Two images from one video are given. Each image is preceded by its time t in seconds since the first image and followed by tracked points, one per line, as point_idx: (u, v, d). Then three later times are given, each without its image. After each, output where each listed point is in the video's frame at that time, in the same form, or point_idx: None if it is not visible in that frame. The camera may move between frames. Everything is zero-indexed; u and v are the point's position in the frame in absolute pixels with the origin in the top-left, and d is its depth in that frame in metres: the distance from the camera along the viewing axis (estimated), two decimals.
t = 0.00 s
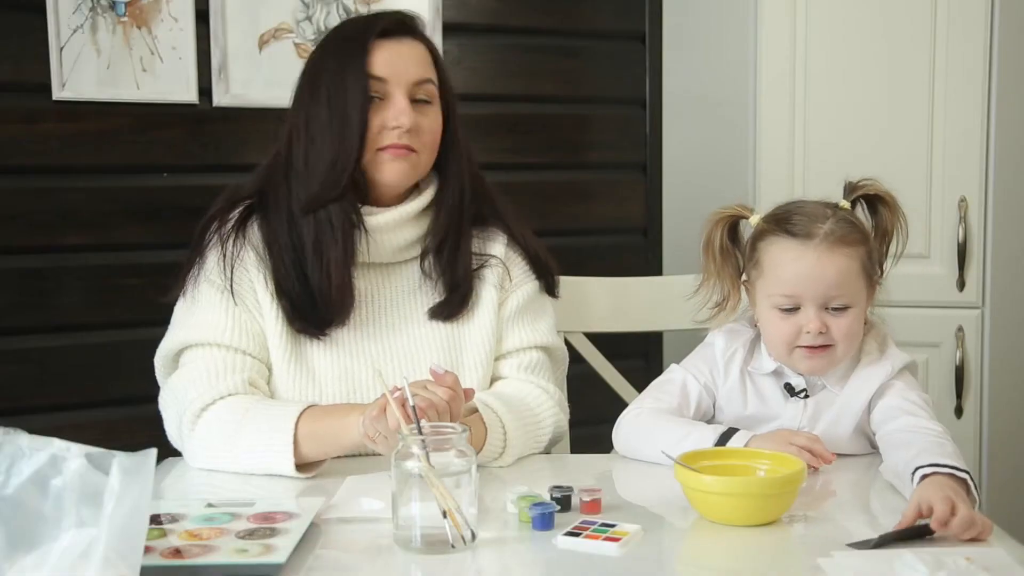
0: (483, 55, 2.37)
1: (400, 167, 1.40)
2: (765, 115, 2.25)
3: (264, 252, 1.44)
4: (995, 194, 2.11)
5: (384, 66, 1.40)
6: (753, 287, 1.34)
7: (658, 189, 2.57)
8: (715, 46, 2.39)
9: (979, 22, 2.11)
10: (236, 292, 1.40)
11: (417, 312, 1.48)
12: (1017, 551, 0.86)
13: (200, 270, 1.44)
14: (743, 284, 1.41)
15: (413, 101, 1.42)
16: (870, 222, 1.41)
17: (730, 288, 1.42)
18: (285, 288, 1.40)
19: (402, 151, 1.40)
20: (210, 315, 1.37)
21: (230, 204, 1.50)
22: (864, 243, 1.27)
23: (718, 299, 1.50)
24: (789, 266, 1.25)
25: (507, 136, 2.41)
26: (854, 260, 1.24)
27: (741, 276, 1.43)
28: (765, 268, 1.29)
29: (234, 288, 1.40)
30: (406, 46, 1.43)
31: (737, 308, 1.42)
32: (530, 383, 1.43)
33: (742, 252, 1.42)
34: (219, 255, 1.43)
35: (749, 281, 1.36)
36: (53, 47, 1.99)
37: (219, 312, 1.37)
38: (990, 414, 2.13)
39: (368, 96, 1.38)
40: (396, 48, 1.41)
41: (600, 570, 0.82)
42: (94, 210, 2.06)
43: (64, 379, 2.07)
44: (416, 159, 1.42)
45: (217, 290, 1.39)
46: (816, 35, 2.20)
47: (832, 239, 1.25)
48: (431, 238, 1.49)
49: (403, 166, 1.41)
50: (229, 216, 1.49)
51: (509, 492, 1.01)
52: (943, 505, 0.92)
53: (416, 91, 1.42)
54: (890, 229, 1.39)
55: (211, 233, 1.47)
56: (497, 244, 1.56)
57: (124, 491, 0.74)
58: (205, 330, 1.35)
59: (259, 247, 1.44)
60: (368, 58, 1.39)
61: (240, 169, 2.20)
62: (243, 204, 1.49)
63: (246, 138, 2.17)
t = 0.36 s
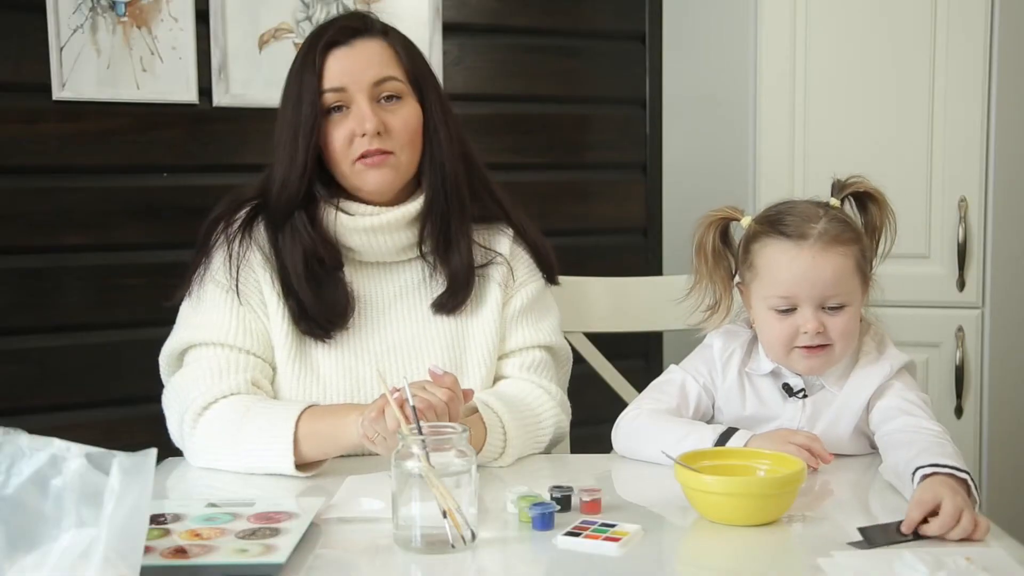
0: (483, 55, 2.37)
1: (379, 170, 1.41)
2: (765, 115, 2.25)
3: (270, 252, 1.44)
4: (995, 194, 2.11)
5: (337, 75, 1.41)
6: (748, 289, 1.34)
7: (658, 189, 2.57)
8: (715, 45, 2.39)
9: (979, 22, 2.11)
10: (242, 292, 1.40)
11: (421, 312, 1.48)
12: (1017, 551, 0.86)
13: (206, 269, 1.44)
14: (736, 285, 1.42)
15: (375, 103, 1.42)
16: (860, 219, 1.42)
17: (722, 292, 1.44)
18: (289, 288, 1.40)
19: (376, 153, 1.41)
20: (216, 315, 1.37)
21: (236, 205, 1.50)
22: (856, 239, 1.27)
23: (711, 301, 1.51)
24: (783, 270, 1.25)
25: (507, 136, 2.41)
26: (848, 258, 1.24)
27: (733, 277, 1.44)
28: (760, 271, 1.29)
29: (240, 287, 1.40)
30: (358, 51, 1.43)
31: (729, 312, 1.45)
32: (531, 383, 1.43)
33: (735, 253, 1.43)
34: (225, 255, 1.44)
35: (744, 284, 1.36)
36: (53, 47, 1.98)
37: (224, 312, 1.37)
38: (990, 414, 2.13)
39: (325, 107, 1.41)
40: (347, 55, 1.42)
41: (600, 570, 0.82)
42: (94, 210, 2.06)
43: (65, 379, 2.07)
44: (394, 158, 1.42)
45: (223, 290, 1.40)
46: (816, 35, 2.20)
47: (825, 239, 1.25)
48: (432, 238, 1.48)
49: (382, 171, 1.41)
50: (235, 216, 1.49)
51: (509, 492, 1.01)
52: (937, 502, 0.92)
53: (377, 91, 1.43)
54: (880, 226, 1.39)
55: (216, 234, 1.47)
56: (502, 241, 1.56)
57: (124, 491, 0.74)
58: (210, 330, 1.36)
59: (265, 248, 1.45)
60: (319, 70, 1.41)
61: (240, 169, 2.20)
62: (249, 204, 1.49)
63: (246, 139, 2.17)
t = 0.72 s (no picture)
0: (483, 55, 2.37)
1: (376, 164, 1.41)
2: (765, 115, 2.25)
3: (270, 252, 1.44)
4: (995, 194, 2.11)
5: (338, 70, 1.41)
6: (749, 290, 1.34)
7: (658, 189, 2.57)
8: (715, 45, 2.39)
9: (979, 22, 2.11)
10: (241, 292, 1.40)
11: (420, 312, 1.48)
12: (1017, 551, 0.86)
13: (206, 269, 1.44)
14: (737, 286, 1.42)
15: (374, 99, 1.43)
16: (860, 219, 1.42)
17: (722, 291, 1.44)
18: (289, 288, 1.40)
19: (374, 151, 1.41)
20: (216, 315, 1.37)
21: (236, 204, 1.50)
22: (857, 239, 1.27)
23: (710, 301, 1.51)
24: (784, 271, 1.25)
25: (507, 136, 2.41)
26: (849, 259, 1.24)
27: (732, 277, 1.44)
28: (761, 271, 1.29)
29: (240, 287, 1.40)
30: (359, 47, 1.43)
31: (728, 313, 1.45)
32: (531, 383, 1.43)
33: (735, 253, 1.43)
34: (224, 255, 1.43)
35: (744, 284, 1.36)
36: (53, 47, 1.98)
37: (224, 312, 1.37)
38: (990, 414, 2.13)
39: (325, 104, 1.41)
40: (349, 51, 1.42)
41: (600, 570, 0.82)
42: (94, 210, 2.06)
43: (65, 379, 2.07)
44: (392, 154, 1.42)
45: (222, 290, 1.40)
46: (816, 35, 2.20)
47: (826, 240, 1.25)
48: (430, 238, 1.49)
49: (379, 164, 1.41)
50: (235, 216, 1.49)
51: (509, 492, 1.01)
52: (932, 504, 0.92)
53: (376, 89, 1.43)
54: (880, 226, 1.39)
55: (216, 234, 1.47)
56: (501, 240, 1.56)
57: (124, 491, 0.74)
58: (210, 329, 1.36)
59: (265, 247, 1.45)
60: (319, 67, 1.41)
61: (240, 169, 2.20)
62: (248, 204, 1.49)
63: (246, 139, 2.17)
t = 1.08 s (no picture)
0: (483, 55, 2.37)
1: (377, 166, 1.41)
2: (765, 115, 2.25)
3: (270, 252, 1.44)
4: (995, 194, 2.11)
5: (340, 70, 1.41)
6: (752, 288, 1.34)
7: (658, 189, 2.57)
8: (715, 45, 2.39)
9: (978, 23, 2.11)
10: (241, 291, 1.40)
11: (420, 312, 1.48)
12: (1017, 551, 0.86)
13: (205, 269, 1.44)
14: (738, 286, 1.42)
15: (375, 97, 1.43)
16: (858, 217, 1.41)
17: (724, 290, 1.44)
18: (289, 288, 1.40)
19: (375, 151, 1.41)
20: (216, 315, 1.37)
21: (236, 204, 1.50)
22: (860, 236, 1.27)
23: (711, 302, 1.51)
24: (789, 267, 1.25)
25: (507, 136, 2.41)
26: (853, 255, 1.24)
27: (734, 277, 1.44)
28: (765, 269, 1.29)
29: (240, 287, 1.40)
30: (360, 47, 1.43)
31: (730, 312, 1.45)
32: (532, 383, 1.43)
33: (736, 253, 1.43)
34: (224, 255, 1.43)
35: (746, 283, 1.36)
36: (53, 47, 1.98)
37: (224, 311, 1.37)
38: (990, 414, 2.13)
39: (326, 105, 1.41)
40: (350, 51, 1.42)
41: (600, 570, 0.81)
42: (94, 209, 2.06)
43: (65, 379, 2.07)
44: (392, 156, 1.42)
45: (222, 290, 1.40)
46: (815, 35, 2.20)
47: (830, 235, 1.25)
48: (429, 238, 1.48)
49: (379, 169, 1.41)
50: (235, 216, 1.49)
51: (509, 492, 1.01)
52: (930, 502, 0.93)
53: (378, 88, 1.43)
54: (879, 223, 1.39)
55: (216, 234, 1.47)
56: (501, 240, 1.56)
57: (124, 491, 0.74)
58: (211, 329, 1.36)
59: (264, 247, 1.45)
60: (321, 66, 1.41)
61: (240, 169, 2.20)
62: (248, 204, 1.49)
63: (246, 139, 2.17)
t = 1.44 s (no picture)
0: (483, 55, 2.37)
1: (384, 173, 1.41)
2: (765, 116, 2.25)
3: (266, 253, 1.44)
4: (995, 194, 2.11)
5: (356, 71, 1.40)
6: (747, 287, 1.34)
7: (658, 189, 2.57)
8: (715, 45, 2.39)
9: (978, 24, 2.11)
10: (239, 292, 1.40)
11: (418, 312, 1.48)
12: (1017, 551, 0.86)
13: (202, 270, 1.44)
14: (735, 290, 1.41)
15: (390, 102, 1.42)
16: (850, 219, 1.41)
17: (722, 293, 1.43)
18: (287, 289, 1.40)
19: (383, 154, 1.41)
20: (213, 316, 1.37)
21: (232, 205, 1.50)
22: (852, 227, 1.28)
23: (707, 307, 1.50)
24: (782, 258, 1.25)
25: (507, 136, 2.41)
26: (843, 245, 1.24)
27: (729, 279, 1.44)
28: (757, 263, 1.29)
29: (237, 288, 1.40)
30: (376, 49, 1.42)
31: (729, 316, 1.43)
32: (531, 382, 1.42)
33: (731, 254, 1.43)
34: (221, 255, 1.44)
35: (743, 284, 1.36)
36: (53, 47, 1.98)
37: (221, 312, 1.37)
38: (990, 414, 2.13)
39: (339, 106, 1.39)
40: (366, 53, 1.41)
41: (600, 570, 0.81)
42: (94, 210, 2.06)
43: (65, 379, 2.07)
44: (400, 162, 1.43)
45: (219, 291, 1.40)
46: (815, 35, 2.20)
47: (819, 226, 1.26)
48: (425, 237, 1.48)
49: (387, 175, 1.42)
50: (231, 217, 1.49)
51: (509, 492, 1.01)
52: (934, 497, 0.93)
53: (391, 91, 1.42)
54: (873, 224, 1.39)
55: (212, 235, 1.47)
56: (498, 240, 1.56)
57: (124, 491, 0.74)
58: (208, 330, 1.36)
59: (261, 248, 1.45)
60: (334, 63, 1.39)
61: (240, 169, 2.20)
62: (244, 205, 1.49)
63: (246, 139, 2.17)
